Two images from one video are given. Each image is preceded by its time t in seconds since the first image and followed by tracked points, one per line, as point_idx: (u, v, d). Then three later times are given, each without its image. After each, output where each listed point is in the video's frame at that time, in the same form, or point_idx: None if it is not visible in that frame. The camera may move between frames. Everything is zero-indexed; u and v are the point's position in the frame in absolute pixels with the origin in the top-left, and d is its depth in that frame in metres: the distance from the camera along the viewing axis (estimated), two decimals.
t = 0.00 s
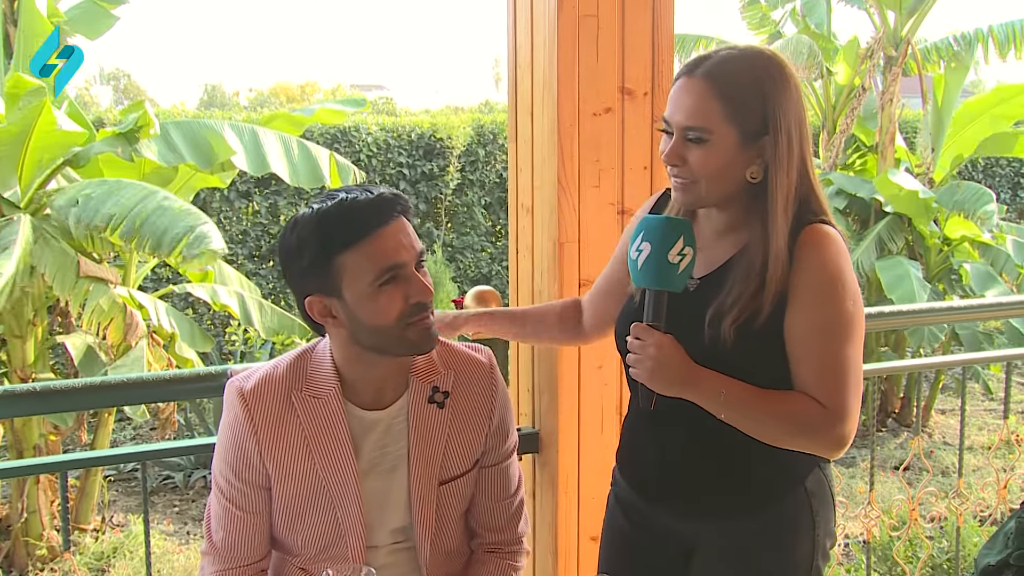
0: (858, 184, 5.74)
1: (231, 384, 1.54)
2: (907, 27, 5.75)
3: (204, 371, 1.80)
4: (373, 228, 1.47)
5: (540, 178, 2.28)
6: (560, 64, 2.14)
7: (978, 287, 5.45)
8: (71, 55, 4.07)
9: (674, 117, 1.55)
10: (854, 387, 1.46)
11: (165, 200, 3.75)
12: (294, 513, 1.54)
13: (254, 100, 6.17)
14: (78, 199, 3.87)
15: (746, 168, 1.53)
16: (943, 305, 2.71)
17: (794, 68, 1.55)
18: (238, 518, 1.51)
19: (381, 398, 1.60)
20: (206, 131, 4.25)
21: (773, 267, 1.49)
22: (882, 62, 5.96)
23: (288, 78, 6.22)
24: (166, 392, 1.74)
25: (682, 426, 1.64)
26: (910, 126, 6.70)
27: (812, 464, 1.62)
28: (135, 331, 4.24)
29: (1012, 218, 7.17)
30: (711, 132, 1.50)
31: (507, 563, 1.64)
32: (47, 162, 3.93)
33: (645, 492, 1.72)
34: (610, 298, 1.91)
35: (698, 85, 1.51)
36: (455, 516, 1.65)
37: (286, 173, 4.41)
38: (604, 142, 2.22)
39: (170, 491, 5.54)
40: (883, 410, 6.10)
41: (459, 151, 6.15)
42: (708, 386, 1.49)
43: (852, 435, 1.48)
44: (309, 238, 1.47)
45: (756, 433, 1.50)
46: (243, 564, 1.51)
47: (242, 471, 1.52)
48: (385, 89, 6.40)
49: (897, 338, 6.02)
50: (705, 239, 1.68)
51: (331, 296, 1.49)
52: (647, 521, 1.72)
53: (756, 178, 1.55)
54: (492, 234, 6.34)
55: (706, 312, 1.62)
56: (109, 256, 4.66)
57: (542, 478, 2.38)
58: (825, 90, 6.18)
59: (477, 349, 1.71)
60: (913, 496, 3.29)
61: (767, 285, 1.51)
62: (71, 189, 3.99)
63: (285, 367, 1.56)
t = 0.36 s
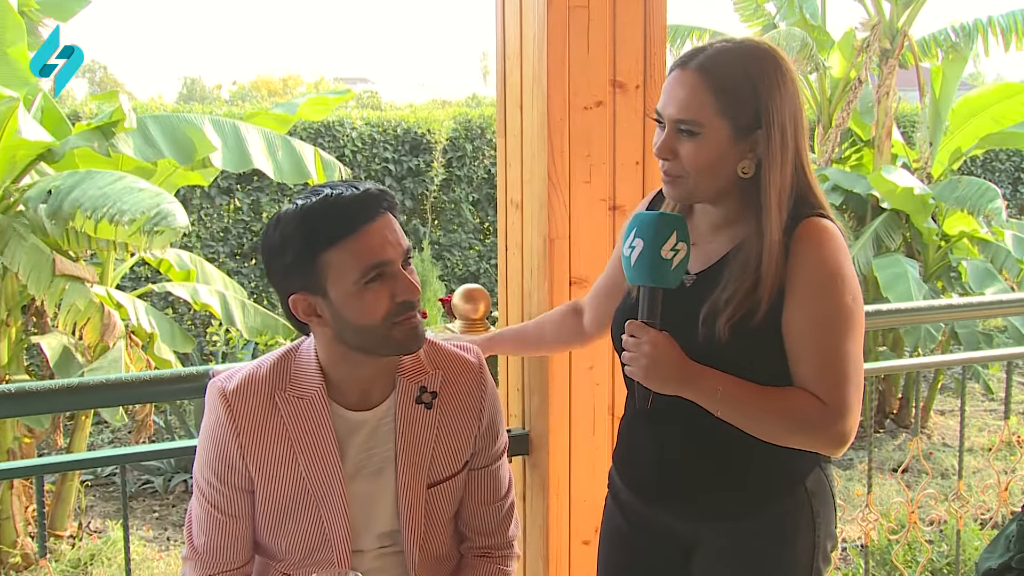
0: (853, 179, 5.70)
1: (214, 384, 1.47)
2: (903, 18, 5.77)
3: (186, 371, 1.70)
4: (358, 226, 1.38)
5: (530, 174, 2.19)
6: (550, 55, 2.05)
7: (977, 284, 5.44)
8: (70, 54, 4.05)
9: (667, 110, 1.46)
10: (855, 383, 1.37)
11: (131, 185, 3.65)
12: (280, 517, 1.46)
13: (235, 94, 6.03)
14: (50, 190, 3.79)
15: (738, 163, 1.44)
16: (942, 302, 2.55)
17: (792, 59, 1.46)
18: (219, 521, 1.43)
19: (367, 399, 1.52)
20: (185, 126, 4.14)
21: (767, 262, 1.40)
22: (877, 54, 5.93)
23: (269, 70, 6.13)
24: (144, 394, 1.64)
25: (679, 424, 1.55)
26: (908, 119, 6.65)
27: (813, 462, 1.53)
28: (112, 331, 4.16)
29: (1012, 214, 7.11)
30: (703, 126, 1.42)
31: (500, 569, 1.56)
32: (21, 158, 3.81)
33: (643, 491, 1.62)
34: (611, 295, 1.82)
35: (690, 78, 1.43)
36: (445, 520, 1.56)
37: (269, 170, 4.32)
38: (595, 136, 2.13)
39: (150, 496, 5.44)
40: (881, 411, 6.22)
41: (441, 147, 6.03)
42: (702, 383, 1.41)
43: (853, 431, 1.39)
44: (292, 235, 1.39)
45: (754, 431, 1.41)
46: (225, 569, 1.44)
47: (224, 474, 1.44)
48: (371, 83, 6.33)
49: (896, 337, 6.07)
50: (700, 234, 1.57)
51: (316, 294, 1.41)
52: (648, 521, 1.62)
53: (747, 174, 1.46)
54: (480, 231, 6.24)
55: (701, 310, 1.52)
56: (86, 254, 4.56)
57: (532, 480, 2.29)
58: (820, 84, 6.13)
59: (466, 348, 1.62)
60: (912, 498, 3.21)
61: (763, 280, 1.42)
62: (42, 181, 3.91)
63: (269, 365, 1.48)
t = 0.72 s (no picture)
0: (853, 174, 5.72)
1: (207, 381, 1.43)
2: (901, 12, 5.81)
3: (177, 368, 1.65)
4: (355, 222, 1.34)
5: (525, 169, 2.15)
6: (544, 49, 2.01)
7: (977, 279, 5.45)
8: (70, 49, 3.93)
9: (655, 108, 1.42)
10: (843, 381, 1.34)
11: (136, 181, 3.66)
12: (270, 517, 1.42)
13: (225, 88, 6.03)
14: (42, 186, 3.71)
15: (729, 158, 1.41)
16: (942, 298, 2.46)
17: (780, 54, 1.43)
18: (212, 520, 1.40)
19: (362, 397, 1.48)
20: (174, 119, 4.09)
21: (756, 256, 1.37)
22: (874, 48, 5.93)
23: (261, 65, 6.11)
24: (133, 391, 1.60)
25: (671, 421, 1.52)
26: (906, 113, 6.63)
27: (806, 460, 1.48)
28: (103, 329, 4.16)
29: (1012, 209, 7.09)
30: (693, 123, 1.38)
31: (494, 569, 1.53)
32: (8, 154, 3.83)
33: (636, 490, 1.59)
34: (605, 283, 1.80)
35: (679, 75, 1.39)
36: (440, 521, 1.53)
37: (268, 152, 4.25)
38: (591, 131, 2.09)
39: (141, 496, 5.40)
40: (880, 408, 6.23)
41: (433, 142, 5.99)
42: (688, 380, 1.38)
43: (841, 431, 1.36)
44: (288, 230, 1.35)
45: (739, 429, 1.38)
46: (217, 570, 1.40)
47: (217, 473, 1.40)
48: (364, 78, 6.29)
49: (894, 333, 6.08)
50: (693, 229, 1.54)
51: (312, 291, 1.37)
52: (641, 520, 1.59)
53: (738, 169, 1.42)
54: (474, 227, 6.19)
55: (689, 305, 1.49)
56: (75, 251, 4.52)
57: (527, 479, 2.26)
58: (817, 78, 6.13)
59: (462, 345, 1.58)
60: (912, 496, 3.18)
61: (750, 275, 1.38)
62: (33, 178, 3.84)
63: (265, 363, 1.45)
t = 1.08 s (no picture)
0: (852, 174, 5.72)
1: (207, 383, 1.43)
2: (898, 12, 5.82)
3: (176, 370, 1.65)
4: (353, 223, 1.34)
5: (524, 171, 2.15)
6: (543, 52, 2.00)
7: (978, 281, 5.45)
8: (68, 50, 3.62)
9: (645, 117, 1.42)
10: (832, 384, 1.34)
11: (155, 190, 3.76)
12: (266, 518, 1.42)
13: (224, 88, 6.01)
14: (56, 197, 3.74)
15: (721, 161, 1.41)
16: (941, 297, 2.46)
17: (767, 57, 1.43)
18: (207, 523, 1.40)
19: (361, 397, 1.48)
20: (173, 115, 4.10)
21: (746, 258, 1.37)
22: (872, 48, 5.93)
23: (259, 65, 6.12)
24: (133, 392, 1.60)
25: (665, 422, 1.52)
26: (903, 112, 6.64)
27: (798, 460, 1.48)
28: (101, 330, 4.17)
29: (1010, 208, 7.10)
30: (683, 132, 1.38)
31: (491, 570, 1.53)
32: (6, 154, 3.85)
33: (628, 490, 1.59)
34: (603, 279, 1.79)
35: (665, 84, 1.39)
36: (438, 521, 1.52)
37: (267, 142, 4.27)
38: (590, 131, 2.09)
39: (140, 497, 5.40)
40: (879, 408, 6.25)
41: (433, 142, 5.99)
42: (676, 382, 1.38)
43: (829, 433, 1.36)
44: (287, 232, 1.35)
45: (729, 431, 1.38)
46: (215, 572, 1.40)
47: (216, 474, 1.40)
48: (362, 78, 6.30)
49: (892, 333, 6.09)
50: (684, 230, 1.54)
51: (311, 292, 1.37)
52: (634, 520, 1.59)
53: (731, 172, 1.42)
54: (473, 227, 6.20)
55: (680, 305, 1.48)
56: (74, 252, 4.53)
57: (527, 480, 2.26)
58: (815, 77, 6.15)
59: (461, 346, 1.58)
60: (910, 496, 3.19)
61: (741, 277, 1.38)
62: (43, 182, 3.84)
63: (263, 365, 1.44)
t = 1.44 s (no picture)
0: (852, 187, 5.73)
1: (207, 396, 1.42)
2: (899, 26, 5.78)
3: (177, 382, 1.65)
4: (355, 236, 1.34)
5: (525, 183, 2.16)
6: (545, 64, 2.01)
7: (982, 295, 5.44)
8: (70, 53, 3.55)
9: (638, 126, 1.43)
10: (827, 395, 1.34)
11: (167, 210, 3.79)
12: (266, 530, 1.42)
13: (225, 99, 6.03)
14: (61, 210, 3.74)
15: (714, 172, 1.41)
16: (942, 312, 2.44)
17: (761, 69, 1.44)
18: (206, 535, 1.40)
19: (363, 410, 1.48)
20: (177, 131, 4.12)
21: (740, 269, 1.37)
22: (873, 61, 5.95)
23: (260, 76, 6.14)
24: (133, 404, 1.60)
25: (663, 436, 1.52)
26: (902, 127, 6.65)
27: (796, 475, 1.48)
28: (104, 341, 4.16)
29: (1010, 222, 7.11)
30: (677, 141, 1.39)
31: None
32: (9, 166, 3.87)
33: (624, 505, 1.58)
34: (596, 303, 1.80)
35: (659, 94, 1.39)
36: (439, 535, 1.52)
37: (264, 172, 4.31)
38: (592, 144, 2.10)
39: (140, 508, 5.40)
40: (880, 422, 6.25)
41: (434, 154, 6.00)
42: (670, 393, 1.38)
43: (825, 444, 1.36)
44: (289, 244, 1.35)
45: (724, 442, 1.38)
46: None
47: (216, 486, 1.40)
48: (363, 89, 6.31)
49: (893, 347, 6.09)
50: (680, 241, 1.54)
51: (312, 304, 1.37)
52: (632, 535, 1.58)
53: (725, 182, 1.43)
54: (474, 239, 6.20)
55: (676, 317, 1.48)
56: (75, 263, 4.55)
57: (528, 493, 2.25)
58: (816, 90, 6.18)
59: (463, 359, 1.58)
60: (912, 511, 3.17)
61: (735, 288, 1.38)
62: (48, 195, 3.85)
63: (265, 378, 1.44)
